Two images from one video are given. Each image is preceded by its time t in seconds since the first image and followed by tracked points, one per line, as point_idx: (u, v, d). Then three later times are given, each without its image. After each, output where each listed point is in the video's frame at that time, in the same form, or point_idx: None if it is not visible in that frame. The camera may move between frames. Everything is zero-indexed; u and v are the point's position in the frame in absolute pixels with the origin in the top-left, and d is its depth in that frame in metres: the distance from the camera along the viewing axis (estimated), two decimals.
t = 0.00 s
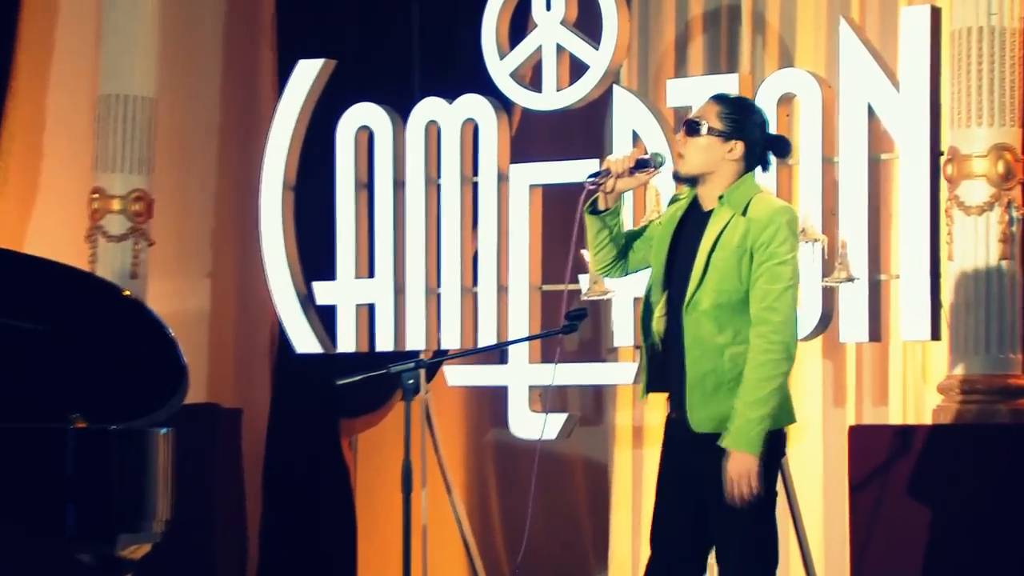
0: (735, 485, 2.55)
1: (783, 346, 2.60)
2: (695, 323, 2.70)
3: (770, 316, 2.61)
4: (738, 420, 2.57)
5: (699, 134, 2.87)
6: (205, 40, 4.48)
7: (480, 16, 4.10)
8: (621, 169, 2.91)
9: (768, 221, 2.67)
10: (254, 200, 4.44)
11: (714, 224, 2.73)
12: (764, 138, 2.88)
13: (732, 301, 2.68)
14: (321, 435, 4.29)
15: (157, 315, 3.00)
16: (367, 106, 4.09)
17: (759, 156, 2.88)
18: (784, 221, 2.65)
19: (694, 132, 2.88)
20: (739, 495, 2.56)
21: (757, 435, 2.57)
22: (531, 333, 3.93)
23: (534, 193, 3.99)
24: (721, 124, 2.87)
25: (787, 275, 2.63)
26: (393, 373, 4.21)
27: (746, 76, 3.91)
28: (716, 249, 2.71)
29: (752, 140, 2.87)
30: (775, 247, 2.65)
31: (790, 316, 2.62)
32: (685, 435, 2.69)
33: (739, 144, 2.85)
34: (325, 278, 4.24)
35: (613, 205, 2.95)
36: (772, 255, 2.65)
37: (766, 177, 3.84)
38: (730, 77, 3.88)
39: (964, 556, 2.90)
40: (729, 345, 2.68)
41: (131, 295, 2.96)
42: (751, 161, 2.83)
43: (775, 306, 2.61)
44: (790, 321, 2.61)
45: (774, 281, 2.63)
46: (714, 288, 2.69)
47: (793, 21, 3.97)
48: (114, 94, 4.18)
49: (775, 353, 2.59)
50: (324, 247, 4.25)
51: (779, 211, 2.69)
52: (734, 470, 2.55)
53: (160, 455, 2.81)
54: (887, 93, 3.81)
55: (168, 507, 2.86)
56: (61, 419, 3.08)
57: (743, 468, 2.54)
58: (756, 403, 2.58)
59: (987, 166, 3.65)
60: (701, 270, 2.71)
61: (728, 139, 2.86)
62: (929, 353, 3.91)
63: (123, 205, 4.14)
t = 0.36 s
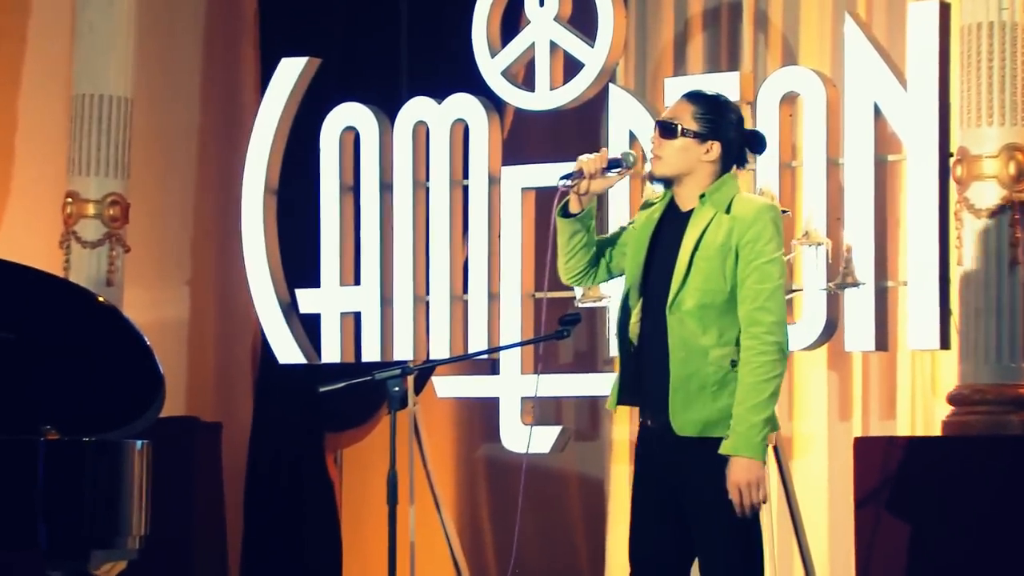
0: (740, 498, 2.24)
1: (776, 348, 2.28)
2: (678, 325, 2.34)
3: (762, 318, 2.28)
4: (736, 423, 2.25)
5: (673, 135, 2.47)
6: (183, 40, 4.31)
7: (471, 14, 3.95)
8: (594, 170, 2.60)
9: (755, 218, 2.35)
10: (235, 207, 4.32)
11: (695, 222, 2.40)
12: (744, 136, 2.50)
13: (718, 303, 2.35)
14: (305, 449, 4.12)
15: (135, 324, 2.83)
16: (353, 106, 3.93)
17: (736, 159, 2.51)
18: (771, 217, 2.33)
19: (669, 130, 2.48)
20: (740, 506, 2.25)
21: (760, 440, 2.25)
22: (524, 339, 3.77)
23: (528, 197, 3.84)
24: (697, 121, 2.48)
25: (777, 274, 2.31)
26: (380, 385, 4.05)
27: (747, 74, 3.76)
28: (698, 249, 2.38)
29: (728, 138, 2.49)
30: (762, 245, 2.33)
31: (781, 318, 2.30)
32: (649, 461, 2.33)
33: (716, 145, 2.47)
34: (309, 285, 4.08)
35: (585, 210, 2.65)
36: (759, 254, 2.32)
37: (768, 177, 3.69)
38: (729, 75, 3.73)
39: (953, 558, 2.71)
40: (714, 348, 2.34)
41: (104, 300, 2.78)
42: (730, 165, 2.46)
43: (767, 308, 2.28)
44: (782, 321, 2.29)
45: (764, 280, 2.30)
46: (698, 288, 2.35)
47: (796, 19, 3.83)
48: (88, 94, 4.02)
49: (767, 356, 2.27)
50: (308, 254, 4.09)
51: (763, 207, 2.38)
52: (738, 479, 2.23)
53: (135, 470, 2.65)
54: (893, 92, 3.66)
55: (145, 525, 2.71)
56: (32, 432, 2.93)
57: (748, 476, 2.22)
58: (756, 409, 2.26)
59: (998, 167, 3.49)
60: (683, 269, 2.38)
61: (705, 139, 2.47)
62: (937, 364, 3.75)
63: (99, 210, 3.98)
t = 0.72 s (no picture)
0: (677, 496, 2.20)
1: (751, 354, 2.28)
2: (662, 332, 2.30)
3: (740, 322, 2.28)
4: (694, 423, 2.23)
5: (652, 136, 2.50)
6: (164, 43, 4.18)
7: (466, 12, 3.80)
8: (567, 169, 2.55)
9: (740, 225, 2.34)
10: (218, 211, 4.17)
11: (682, 226, 2.36)
12: (722, 133, 2.53)
13: (701, 308, 2.32)
14: (292, 466, 3.95)
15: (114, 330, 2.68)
16: (343, 107, 3.78)
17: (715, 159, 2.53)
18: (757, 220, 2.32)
19: (648, 132, 2.52)
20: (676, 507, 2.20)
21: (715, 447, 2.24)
22: (521, 346, 3.59)
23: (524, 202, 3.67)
24: (676, 120, 2.52)
25: (758, 280, 2.31)
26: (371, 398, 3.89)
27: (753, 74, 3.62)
28: (681, 254, 2.34)
29: (709, 138, 2.51)
30: (744, 250, 2.32)
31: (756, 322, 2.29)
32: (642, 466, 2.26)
33: (698, 140, 2.50)
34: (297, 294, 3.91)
35: (558, 213, 2.59)
36: (742, 259, 2.31)
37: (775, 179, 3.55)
38: (734, 74, 3.58)
39: (988, 562, 2.65)
40: (696, 355, 2.31)
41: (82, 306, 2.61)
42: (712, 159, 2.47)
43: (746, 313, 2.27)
44: (757, 326, 2.29)
45: (747, 285, 2.30)
46: (681, 294, 2.32)
47: (805, 16, 3.68)
48: (66, 95, 3.87)
49: (740, 362, 2.26)
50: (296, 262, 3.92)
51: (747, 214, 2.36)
52: (679, 477, 2.20)
53: (114, 488, 2.51)
54: (906, 93, 3.51)
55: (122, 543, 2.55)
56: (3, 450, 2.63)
57: (692, 473, 2.20)
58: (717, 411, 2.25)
59: (1015, 169, 3.33)
60: (666, 273, 2.33)
61: (686, 136, 2.50)
62: (953, 376, 3.58)
63: (76, 216, 3.82)
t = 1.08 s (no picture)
0: (703, 516, 2.40)
1: (755, 360, 2.45)
2: (659, 338, 2.51)
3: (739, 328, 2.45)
4: (708, 441, 2.41)
5: (642, 133, 2.74)
6: (152, 43, 4.10)
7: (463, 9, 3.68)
8: (562, 169, 2.67)
9: (732, 231, 2.52)
10: (207, 218, 4.02)
11: (673, 237, 2.57)
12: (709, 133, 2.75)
13: (698, 314, 2.51)
14: (282, 478, 3.81)
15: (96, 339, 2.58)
16: (335, 106, 3.66)
17: (703, 155, 2.75)
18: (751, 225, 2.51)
19: (639, 131, 2.76)
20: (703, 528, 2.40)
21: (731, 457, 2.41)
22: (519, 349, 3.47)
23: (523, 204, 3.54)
24: (664, 117, 2.75)
25: (756, 286, 2.49)
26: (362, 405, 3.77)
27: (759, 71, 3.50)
28: (677, 260, 2.55)
29: (703, 135, 2.75)
30: (743, 255, 2.50)
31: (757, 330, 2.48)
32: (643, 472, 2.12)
33: (689, 133, 2.72)
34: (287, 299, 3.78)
35: (551, 215, 2.76)
36: (737, 263, 2.49)
37: (783, 178, 3.43)
38: (740, 71, 3.46)
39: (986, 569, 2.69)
40: (695, 363, 2.50)
41: (64, 313, 2.54)
42: (701, 153, 2.70)
43: (744, 319, 2.45)
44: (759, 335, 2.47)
45: (745, 289, 2.47)
46: (677, 304, 2.52)
47: (813, 12, 3.56)
48: (48, 94, 3.76)
49: (746, 373, 2.43)
50: (285, 268, 3.79)
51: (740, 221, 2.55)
52: (701, 498, 2.39)
53: (96, 498, 2.47)
54: (919, 90, 3.39)
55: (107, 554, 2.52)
56: None
57: (712, 492, 2.38)
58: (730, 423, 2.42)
59: None
60: (661, 284, 2.54)
61: (675, 132, 2.73)
62: (968, 382, 3.45)
63: (60, 219, 3.70)
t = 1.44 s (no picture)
0: (718, 526, 1.92)
1: (768, 364, 1.97)
2: (662, 342, 2.00)
3: (751, 329, 1.97)
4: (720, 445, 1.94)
5: (644, 126, 2.18)
6: (135, 43, 3.99)
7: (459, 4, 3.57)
8: (568, 165, 2.26)
9: (743, 224, 2.02)
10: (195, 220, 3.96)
11: (676, 229, 2.06)
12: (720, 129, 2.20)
13: (707, 315, 2.02)
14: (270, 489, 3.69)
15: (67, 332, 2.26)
16: (324, 102, 3.54)
17: (715, 155, 2.20)
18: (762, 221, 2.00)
19: (638, 125, 2.20)
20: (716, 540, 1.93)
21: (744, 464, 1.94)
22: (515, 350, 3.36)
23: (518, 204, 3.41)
24: (668, 109, 2.19)
25: (769, 282, 1.99)
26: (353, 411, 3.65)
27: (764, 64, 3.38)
28: (683, 257, 2.04)
29: (710, 129, 2.20)
30: (752, 251, 2.00)
31: (771, 330, 1.98)
32: (642, 473, 1.99)
33: (695, 126, 2.17)
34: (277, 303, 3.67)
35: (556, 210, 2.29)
36: (748, 260, 2.00)
37: (788, 176, 3.31)
38: (745, 66, 3.35)
39: None
40: (702, 364, 2.01)
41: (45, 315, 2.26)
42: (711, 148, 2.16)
43: (755, 322, 1.97)
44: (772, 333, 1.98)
45: (757, 289, 1.98)
46: (683, 301, 2.02)
47: (821, 6, 3.45)
48: (29, 90, 3.63)
49: (757, 373, 1.95)
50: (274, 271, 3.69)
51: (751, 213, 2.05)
52: (714, 505, 1.91)
53: (76, 513, 2.13)
54: (929, 85, 3.27)
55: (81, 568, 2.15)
56: None
57: (728, 500, 1.91)
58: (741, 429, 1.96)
59: None
60: (665, 279, 2.03)
61: (681, 124, 2.17)
62: (980, 388, 3.32)
63: (40, 219, 3.57)
